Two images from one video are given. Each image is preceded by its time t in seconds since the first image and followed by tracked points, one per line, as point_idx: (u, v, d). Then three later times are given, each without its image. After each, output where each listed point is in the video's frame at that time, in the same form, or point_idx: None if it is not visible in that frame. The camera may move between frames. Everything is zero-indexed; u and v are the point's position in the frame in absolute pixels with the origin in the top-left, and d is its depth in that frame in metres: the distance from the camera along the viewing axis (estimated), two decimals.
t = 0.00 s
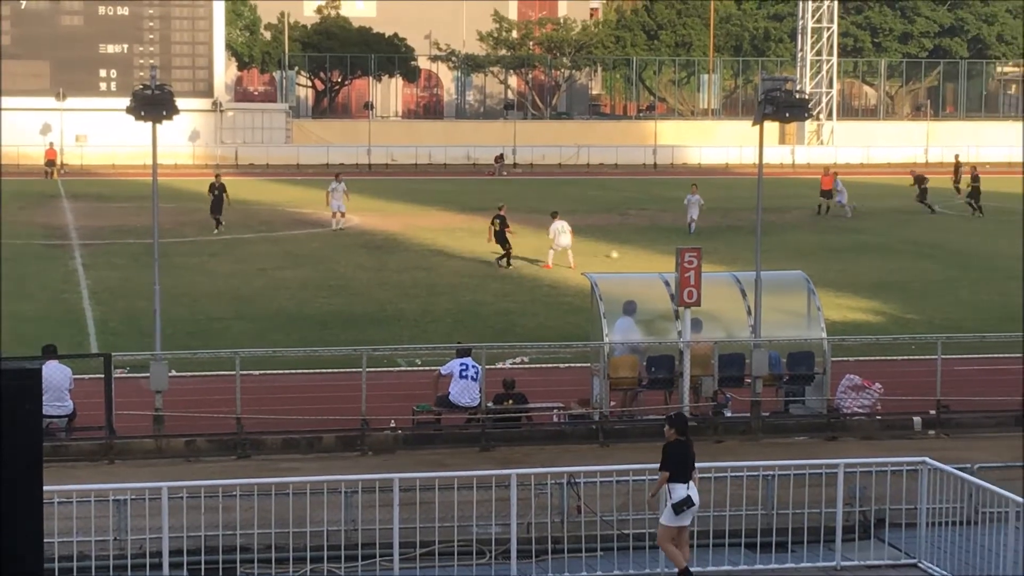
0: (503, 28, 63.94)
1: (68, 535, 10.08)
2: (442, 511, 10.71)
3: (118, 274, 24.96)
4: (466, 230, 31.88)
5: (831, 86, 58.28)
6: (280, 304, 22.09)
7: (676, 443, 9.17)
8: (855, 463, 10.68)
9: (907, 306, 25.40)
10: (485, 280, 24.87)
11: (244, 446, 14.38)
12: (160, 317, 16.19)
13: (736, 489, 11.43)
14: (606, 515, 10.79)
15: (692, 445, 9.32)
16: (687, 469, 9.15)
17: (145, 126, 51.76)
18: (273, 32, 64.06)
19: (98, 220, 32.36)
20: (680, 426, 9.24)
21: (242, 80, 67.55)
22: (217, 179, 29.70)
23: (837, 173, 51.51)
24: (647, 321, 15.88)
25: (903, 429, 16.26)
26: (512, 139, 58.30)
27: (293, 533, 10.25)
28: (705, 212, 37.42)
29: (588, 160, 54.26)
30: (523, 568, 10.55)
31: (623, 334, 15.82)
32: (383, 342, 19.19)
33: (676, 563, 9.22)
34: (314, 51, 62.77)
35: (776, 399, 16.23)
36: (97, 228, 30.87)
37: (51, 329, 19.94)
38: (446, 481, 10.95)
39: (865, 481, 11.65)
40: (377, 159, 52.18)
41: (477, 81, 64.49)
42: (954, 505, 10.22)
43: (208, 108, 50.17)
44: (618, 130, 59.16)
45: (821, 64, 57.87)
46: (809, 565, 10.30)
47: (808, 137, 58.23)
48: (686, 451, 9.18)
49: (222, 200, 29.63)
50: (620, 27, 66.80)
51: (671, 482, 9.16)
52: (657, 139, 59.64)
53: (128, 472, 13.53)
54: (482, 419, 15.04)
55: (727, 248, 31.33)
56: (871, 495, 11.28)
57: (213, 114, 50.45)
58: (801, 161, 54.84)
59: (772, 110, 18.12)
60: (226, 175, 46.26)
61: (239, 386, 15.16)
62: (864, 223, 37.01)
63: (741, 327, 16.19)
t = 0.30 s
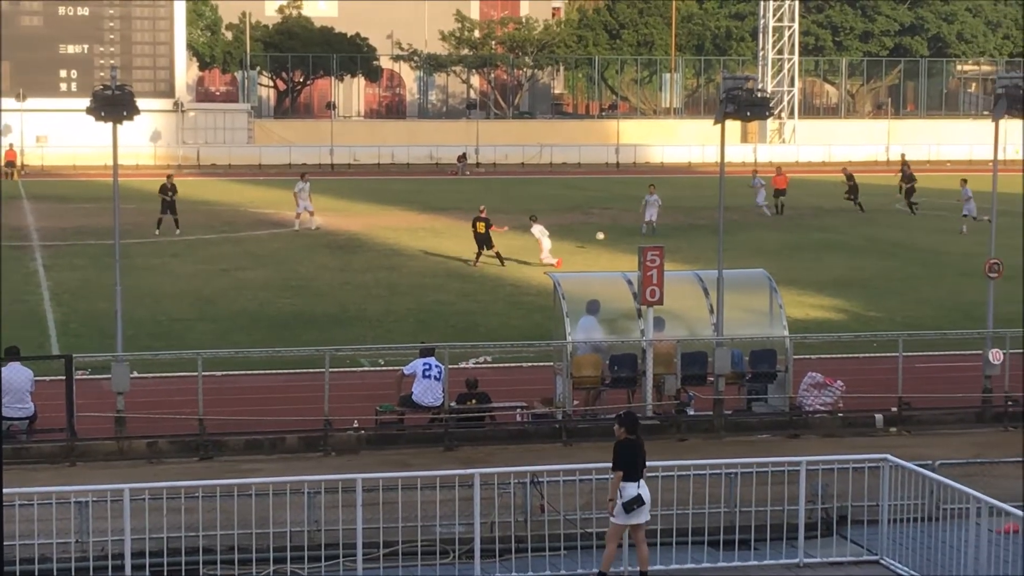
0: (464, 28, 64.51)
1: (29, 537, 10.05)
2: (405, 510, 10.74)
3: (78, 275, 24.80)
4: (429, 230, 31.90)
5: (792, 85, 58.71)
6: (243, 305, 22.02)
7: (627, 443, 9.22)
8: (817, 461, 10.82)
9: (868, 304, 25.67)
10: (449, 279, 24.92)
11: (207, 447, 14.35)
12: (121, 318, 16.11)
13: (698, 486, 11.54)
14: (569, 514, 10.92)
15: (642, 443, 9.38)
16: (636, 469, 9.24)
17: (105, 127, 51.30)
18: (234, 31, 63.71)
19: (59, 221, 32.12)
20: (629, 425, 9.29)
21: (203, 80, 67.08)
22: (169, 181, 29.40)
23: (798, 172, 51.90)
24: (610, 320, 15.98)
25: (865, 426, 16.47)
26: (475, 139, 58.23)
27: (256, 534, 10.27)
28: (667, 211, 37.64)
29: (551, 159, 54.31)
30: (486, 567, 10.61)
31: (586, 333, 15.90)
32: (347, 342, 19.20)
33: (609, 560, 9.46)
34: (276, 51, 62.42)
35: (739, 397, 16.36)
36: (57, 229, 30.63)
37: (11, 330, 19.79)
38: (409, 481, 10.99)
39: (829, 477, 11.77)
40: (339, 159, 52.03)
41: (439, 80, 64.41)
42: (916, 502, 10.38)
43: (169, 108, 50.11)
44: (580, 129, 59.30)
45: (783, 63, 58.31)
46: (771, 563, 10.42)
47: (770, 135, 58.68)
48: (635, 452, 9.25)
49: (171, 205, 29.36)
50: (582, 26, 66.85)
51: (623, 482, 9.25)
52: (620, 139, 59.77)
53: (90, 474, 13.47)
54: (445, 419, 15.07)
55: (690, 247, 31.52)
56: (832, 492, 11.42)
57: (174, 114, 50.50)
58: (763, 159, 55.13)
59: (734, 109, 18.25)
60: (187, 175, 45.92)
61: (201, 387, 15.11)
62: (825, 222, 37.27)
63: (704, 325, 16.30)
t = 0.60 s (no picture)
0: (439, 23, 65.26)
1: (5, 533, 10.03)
2: (382, 505, 10.78)
3: (52, 270, 24.69)
4: (405, 224, 31.90)
5: (767, 79, 59.02)
6: (218, 300, 21.97)
7: (583, 439, 9.31)
8: (791, 453, 10.93)
9: (843, 296, 25.85)
10: (425, 273, 24.94)
11: (182, 442, 14.34)
12: (96, 313, 16.05)
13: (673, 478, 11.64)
14: (544, 507, 11.01)
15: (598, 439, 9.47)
16: (591, 464, 9.33)
17: (78, 122, 50.98)
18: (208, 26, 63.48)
19: (32, 216, 31.94)
20: (587, 421, 9.36)
21: (177, 75, 66.72)
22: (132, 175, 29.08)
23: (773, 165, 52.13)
24: (586, 314, 16.06)
25: (840, 418, 16.62)
26: (450, 132, 58.20)
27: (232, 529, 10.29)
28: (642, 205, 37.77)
29: (526, 153, 54.33)
30: (462, 561, 10.68)
31: (561, 327, 15.95)
32: (322, 336, 19.21)
33: (573, 555, 9.52)
34: (249, 45, 62.22)
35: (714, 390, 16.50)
36: (30, 224, 30.46)
37: None
38: (385, 475, 11.03)
39: (804, 469, 11.89)
40: (314, 153, 51.94)
41: (414, 74, 64.33)
42: (890, 493, 10.62)
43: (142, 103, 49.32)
44: (555, 123, 59.38)
45: (757, 56, 58.64)
46: (746, 555, 10.52)
47: (745, 129, 59.04)
48: (591, 447, 9.33)
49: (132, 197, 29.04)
50: (557, 19, 66.91)
51: (580, 478, 9.33)
52: (594, 132, 59.90)
53: (65, 469, 13.44)
54: (421, 414, 15.07)
55: (665, 240, 31.64)
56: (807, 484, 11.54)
57: (146, 108, 49.61)
58: (738, 153, 55.37)
59: (708, 102, 18.37)
60: (162, 170, 45.72)
61: (176, 382, 15.09)
62: (799, 215, 37.47)
63: (679, 319, 16.41)
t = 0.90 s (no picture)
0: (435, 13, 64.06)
1: None
2: (376, 496, 10.80)
3: (46, 262, 24.68)
4: (399, 215, 31.91)
5: (762, 70, 59.04)
6: (213, 291, 21.94)
7: (564, 431, 9.34)
8: (786, 444, 10.93)
9: (838, 288, 25.88)
10: (420, 264, 24.97)
11: (177, 433, 14.33)
12: (89, 304, 16.03)
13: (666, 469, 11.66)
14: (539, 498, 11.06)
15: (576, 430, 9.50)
16: (572, 454, 9.34)
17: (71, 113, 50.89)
18: (202, 17, 63.44)
19: (26, 207, 31.92)
20: (565, 412, 9.37)
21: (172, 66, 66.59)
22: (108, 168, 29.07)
23: (767, 156, 52.13)
24: (581, 305, 16.04)
25: (835, 409, 16.64)
26: (444, 123, 58.14)
27: (226, 520, 10.30)
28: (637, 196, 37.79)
29: (521, 144, 54.25)
30: (457, 552, 10.71)
31: (556, 318, 15.92)
32: (317, 327, 19.22)
33: (563, 549, 9.51)
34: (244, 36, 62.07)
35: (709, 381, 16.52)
36: (25, 215, 30.44)
37: None
38: (380, 466, 11.06)
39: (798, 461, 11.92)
40: (309, 144, 51.84)
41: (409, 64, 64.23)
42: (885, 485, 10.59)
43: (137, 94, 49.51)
44: (549, 114, 59.34)
45: (752, 47, 58.58)
46: (741, 547, 10.53)
47: (740, 120, 59.14)
48: (572, 438, 9.36)
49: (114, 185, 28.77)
50: (551, 10, 66.86)
51: (565, 471, 9.36)
52: (589, 123, 59.94)
53: (60, 461, 13.41)
54: (416, 405, 15.09)
55: (660, 231, 31.67)
56: (802, 476, 11.56)
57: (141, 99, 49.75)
58: (732, 144, 55.42)
59: (703, 93, 18.36)
60: (156, 161, 45.63)
61: (171, 373, 15.06)
62: (793, 206, 37.48)
63: (674, 310, 16.41)
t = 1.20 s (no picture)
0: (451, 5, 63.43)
1: (16, 515, 10.09)
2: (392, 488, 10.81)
3: (63, 253, 24.77)
4: (415, 207, 31.91)
5: (778, 64, 58.81)
6: (230, 283, 21.97)
7: (566, 425, 9.37)
8: (802, 439, 10.89)
9: (854, 282, 25.78)
10: (435, 257, 24.97)
11: (193, 425, 14.37)
12: (106, 295, 16.06)
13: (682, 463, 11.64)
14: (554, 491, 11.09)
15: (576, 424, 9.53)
16: (569, 449, 9.38)
17: (88, 105, 51.01)
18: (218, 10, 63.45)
19: (43, 198, 32.03)
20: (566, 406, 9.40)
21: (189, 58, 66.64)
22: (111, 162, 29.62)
23: (782, 150, 51.99)
24: (597, 298, 16.04)
25: (852, 404, 16.57)
26: (461, 116, 58.15)
27: (242, 512, 10.32)
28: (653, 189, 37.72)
29: (537, 137, 54.16)
30: (472, 545, 10.72)
31: (571, 311, 15.95)
32: (333, 319, 19.23)
33: (540, 539, 9.59)
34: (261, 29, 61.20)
35: (724, 375, 16.47)
36: (42, 207, 30.57)
37: None
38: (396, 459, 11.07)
39: (814, 455, 11.88)
40: (325, 137, 51.77)
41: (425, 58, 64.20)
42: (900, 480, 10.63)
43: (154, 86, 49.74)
44: (566, 107, 59.21)
45: (769, 41, 58.29)
46: (757, 541, 10.50)
47: (757, 114, 58.96)
48: (574, 432, 9.40)
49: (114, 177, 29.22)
50: (567, 3, 66.66)
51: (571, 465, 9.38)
52: (605, 116, 59.87)
53: (76, 452, 13.46)
54: (431, 397, 15.07)
55: (675, 225, 31.60)
56: (818, 470, 11.52)
57: (158, 92, 50.23)
58: (749, 137, 55.27)
59: (720, 86, 18.28)
60: (173, 153, 45.72)
61: (187, 364, 15.10)
62: (810, 200, 37.32)
63: (690, 304, 16.40)
